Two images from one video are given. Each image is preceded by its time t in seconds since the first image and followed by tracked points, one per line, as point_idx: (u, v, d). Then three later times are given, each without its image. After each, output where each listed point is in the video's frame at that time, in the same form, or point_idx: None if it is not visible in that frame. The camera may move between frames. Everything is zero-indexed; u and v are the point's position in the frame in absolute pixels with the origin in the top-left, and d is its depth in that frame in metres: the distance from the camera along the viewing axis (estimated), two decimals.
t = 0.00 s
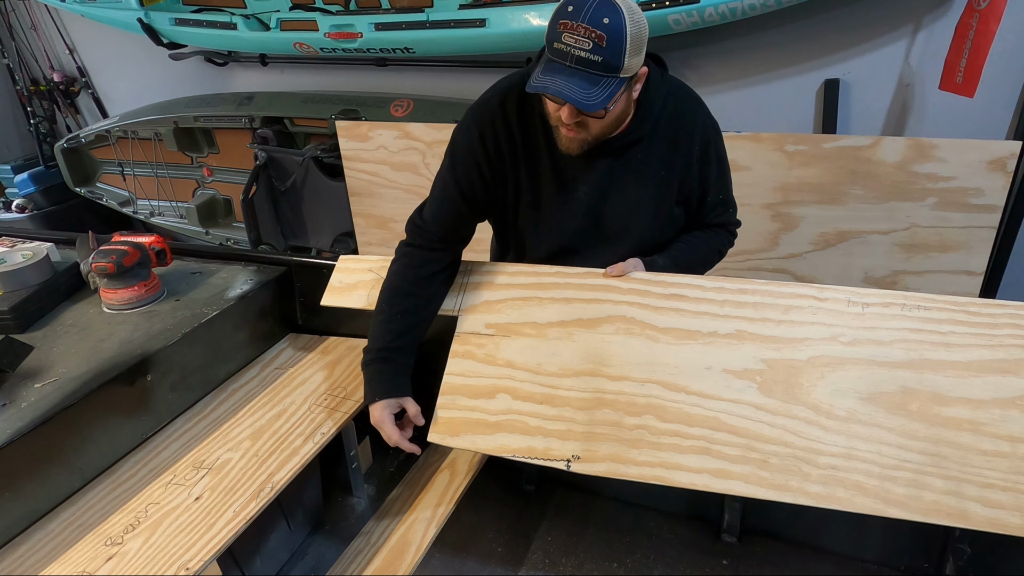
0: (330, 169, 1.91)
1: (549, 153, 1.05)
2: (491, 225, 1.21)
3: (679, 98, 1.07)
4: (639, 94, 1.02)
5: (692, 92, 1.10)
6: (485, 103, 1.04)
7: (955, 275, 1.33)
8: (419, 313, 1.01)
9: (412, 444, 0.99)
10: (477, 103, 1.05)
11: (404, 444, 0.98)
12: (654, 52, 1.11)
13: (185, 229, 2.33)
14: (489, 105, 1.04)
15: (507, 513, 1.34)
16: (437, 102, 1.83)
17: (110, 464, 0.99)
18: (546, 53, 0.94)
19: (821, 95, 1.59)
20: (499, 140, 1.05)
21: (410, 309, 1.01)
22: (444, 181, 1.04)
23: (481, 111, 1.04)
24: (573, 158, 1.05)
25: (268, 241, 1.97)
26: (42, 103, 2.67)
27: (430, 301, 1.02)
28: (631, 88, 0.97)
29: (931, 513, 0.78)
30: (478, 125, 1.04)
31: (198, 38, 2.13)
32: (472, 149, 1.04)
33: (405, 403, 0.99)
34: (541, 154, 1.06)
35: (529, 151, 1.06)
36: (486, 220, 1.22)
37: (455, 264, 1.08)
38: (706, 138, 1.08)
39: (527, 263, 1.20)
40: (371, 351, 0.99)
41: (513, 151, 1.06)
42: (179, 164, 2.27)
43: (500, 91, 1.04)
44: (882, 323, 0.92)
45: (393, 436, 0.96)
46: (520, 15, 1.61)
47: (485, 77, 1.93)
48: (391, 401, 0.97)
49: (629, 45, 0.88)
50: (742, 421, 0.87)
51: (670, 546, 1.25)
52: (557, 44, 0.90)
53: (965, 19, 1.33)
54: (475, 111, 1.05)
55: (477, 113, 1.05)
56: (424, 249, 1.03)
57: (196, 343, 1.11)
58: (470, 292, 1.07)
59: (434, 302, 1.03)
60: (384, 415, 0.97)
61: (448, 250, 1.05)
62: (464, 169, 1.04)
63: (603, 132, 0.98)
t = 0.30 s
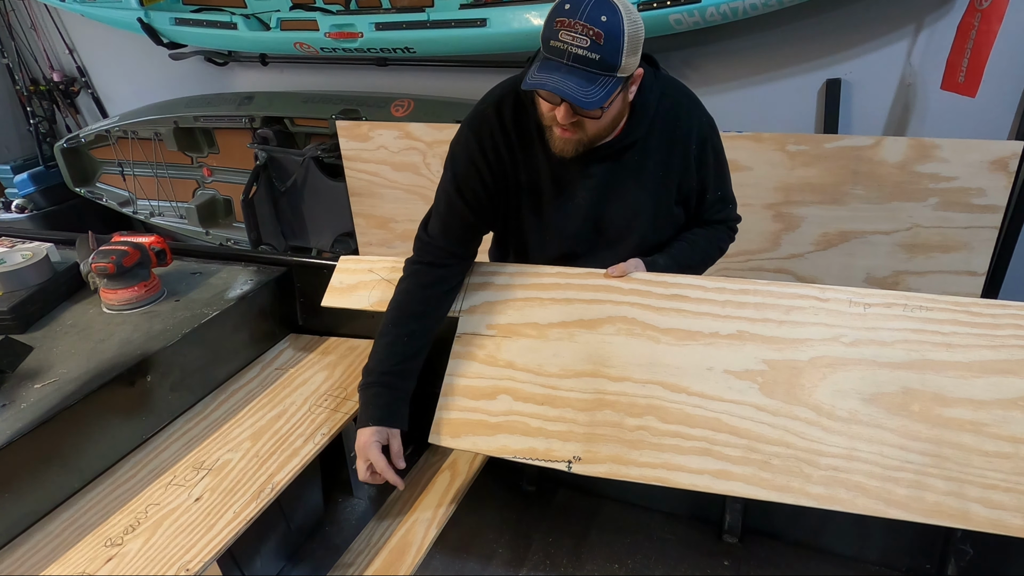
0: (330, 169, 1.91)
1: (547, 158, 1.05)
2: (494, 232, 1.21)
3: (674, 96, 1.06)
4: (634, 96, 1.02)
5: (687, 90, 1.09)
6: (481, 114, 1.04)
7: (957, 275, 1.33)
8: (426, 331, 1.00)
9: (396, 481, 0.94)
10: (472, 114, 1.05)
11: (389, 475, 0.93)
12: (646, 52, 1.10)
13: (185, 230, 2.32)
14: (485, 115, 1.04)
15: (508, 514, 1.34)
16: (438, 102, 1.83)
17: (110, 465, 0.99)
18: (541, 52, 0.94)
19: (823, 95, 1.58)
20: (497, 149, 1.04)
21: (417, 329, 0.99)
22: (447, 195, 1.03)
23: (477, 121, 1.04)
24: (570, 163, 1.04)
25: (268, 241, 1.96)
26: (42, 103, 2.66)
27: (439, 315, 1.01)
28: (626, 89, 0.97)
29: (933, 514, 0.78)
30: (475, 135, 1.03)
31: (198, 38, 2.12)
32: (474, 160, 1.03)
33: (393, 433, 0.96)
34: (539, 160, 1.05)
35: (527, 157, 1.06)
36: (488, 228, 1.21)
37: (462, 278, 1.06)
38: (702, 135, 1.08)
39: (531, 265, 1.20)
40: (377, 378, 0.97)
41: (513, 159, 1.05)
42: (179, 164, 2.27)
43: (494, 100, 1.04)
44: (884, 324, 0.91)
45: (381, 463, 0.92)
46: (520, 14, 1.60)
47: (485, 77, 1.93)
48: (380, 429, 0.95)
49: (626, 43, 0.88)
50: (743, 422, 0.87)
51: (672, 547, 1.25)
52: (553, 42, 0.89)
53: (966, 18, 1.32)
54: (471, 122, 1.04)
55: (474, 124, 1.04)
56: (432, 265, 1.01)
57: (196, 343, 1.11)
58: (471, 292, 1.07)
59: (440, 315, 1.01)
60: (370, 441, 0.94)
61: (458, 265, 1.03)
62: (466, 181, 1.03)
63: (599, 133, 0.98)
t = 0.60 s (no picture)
0: (330, 169, 1.91)
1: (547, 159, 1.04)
2: (491, 234, 1.20)
3: (675, 96, 1.06)
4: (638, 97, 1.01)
5: (689, 91, 1.09)
6: (480, 116, 1.03)
7: (958, 275, 1.32)
8: (417, 330, 1.00)
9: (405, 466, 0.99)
10: (471, 116, 1.04)
11: (398, 467, 0.97)
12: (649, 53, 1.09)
13: (185, 230, 2.32)
14: (484, 117, 1.03)
15: (508, 515, 1.34)
16: (438, 102, 1.83)
17: (110, 466, 0.99)
18: (546, 50, 0.94)
19: (824, 94, 1.58)
20: (496, 151, 1.04)
21: (407, 328, 0.99)
22: (441, 198, 1.03)
23: (475, 124, 1.03)
24: (572, 164, 1.04)
25: (268, 241, 1.96)
26: (41, 103, 2.66)
27: (427, 315, 1.01)
28: (632, 89, 0.96)
29: (935, 515, 0.77)
30: (473, 137, 1.03)
31: (198, 38, 2.12)
32: (471, 164, 1.03)
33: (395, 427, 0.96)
34: (540, 161, 1.05)
35: (527, 158, 1.05)
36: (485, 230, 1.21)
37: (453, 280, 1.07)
38: (704, 136, 1.08)
39: (530, 265, 1.19)
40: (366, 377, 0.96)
41: (512, 162, 1.05)
42: (179, 164, 2.27)
43: (493, 102, 1.03)
44: (885, 324, 0.91)
45: (388, 461, 0.95)
46: (521, 14, 1.60)
47: (486, 77, 1.93)
48: (381, 427, 0.95)
49: (633, 43, 0.88)
50: (744, 423, 0.87)
51: (674, 548, 1.25)
52: (560, 40, 0.89)
53: (968, 18, 1.32)
54: (469, 124, 1.04)
55: (473, 127, 1.04)
56: (421, 266, 1.02)
57: (196, 344, 1.11)
58: (472, 292, 1.07)
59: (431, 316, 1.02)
60: (373, 441, 0.95)
61: (448, 265, 1.03)
62: (462, 185, 1.03)
63: (604, 132, 0.97)
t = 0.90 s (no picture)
0: (331, 169, 1.90)
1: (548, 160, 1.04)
2: (490, 234, 1.20)
3: (677, 97, 1.06)
4: (640, 97, 1.01)
5: (692, 91, 1.09)
6: (481, 115, 1.03)
7: (960, 275, 1.32)
8: (416, 330, 1.00)
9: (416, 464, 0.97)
10: (472, 116, 1.04)
11: (407, 465, 0.95)
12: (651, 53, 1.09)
13: (185, 230, 2.32)
14: (484, 116, 1.03)
15: (509, 516, 1.33)
16: (439, 102, 1.83)
17: (110, 467, 0.99)
18: (548, 52, 0.93)
19: (826, 94, 1.58)
20: (496, 151, 1.03)
21: (406, 328, 0.99)
22: (438, 196, 1.01)
23: (476, 123, 1.03)
24: (573, 165, 1.04)
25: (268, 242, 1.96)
26: (41, 103, 2.66)
27: (427, 315, 1.02)
28: (633, 89, 0.96)
29: (937, 516, 0.77)
30: (473, 137, 1.02)
31: (198, 38, 2.12)
32: (470, 164, 1.02)
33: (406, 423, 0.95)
34: (540, 161, 1.05)
35: (527, 158, 1.05)
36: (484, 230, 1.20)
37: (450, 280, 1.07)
38: (705, 137, 1.08)
39: (530, 266, 1.19)
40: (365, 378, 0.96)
41: (512, 161, 1.05)
42: (179, 164, 2.26)
43: (493, 102, 1.03)
44: (887, 325, 0.91)
45: (397, 459, 0.93)
46: (522, 14, 1.60)
47: (487, 77, 1.93)
48: (392, 424, 0.94)
49: (634, 44, 0.88)
50: (746, 424, 0.87)
51: (675, 549, 1.25)
52: (560, 42, 0.89)
53: (970, 18, 1.32)
54: (469, 123, 1.03)
55: (473, 126, 1.03)
56: (416, 265, 1.02)
57: (196, 344, 1.10)
58: (473, 293, 1.07)
59: (430, 316, 1.02)
60: (384, 438, 0.94)
61: (444, 265, 1.04)
62: (460, 183, 1.02)
63: (606, 133, 0.97)
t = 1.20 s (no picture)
0: (331, 169, 1.89)
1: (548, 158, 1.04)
2: (491, 234, 1.19)
3: (677, 95, 1.06)
4: (639, 96, 1.01)
5: (692, 90, 1.08)
6: (481, 115, 1.03)
7: (962, 276, 1.32)
8: (419, 331, 1.00)
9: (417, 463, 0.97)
10: (472, 115, 1.04)
11: (410, 464, 0.95)
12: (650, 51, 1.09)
13: (185, 230, 2.32)
14: (484, 116, 1.03)
15: (510, 517, 1.33)
16: (439, 102, 1.82)
17: (110, 467, 0.98)
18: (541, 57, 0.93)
19: (828, 94, 1.57)
20: (497, 151, 1.03)
21: (411, 328, 0.99)
22: (439, 197, 1.02)
23: (476, 123, 1.03)
24: (574, 164, 1.03)
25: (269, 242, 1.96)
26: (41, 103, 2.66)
27: (431, 316, 1.01)
28: (631, 83, 0.96)
29: (938, 518, 0.77)
30: (474, 137, 1.03)
31: (198, 37, 2.12)
32: (470, 164, 1.02)
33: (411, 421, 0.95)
34: (541, 160, 1.04)
35: (528, 158, 1.05)
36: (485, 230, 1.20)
37: (454, 281, 1.07)
38: (706, 135, 1.07)
39: (531, 266, 1.18)
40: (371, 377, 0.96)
41: (513, 161, 1.04)
42: (179, 164, 2.26)
43: (493, 102, 1.03)
44: (889, 325, 0.91)
45: (400, 459, 0.93)
46: (523, 13, 1.59)
47: (487, 77, 1.92)
48: (397, 423, 0.94)
49: (625, 36, 0.87)
50: (747, 425, 0.86)
51: (676, 550, 1.24)
52: (553, 45, 0.89)
53: (971, 18, 1.32)
54: (470, 123, 1.03)
55: (473, 125, 1.03)
56: (419, 266, 1.02)
57: (196, 345, 1.10)
58: (473, 293, 1.07)
59: (435, 318, 1.02)
60: (389, 436, 0.93)
61: (447, 266, 1.04)
62: (461, 182, 1.02)
63: (607, 131, 0.97)
